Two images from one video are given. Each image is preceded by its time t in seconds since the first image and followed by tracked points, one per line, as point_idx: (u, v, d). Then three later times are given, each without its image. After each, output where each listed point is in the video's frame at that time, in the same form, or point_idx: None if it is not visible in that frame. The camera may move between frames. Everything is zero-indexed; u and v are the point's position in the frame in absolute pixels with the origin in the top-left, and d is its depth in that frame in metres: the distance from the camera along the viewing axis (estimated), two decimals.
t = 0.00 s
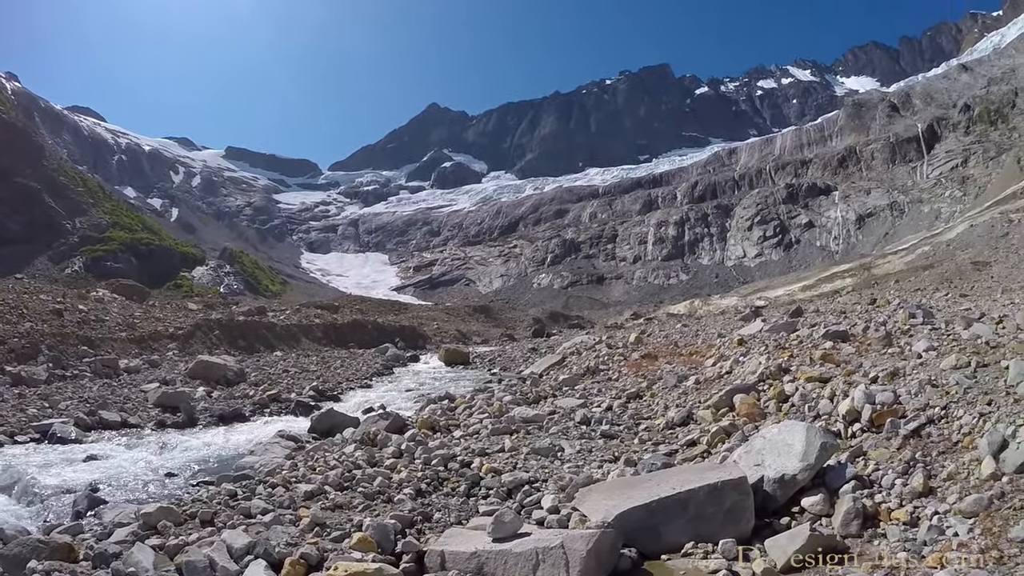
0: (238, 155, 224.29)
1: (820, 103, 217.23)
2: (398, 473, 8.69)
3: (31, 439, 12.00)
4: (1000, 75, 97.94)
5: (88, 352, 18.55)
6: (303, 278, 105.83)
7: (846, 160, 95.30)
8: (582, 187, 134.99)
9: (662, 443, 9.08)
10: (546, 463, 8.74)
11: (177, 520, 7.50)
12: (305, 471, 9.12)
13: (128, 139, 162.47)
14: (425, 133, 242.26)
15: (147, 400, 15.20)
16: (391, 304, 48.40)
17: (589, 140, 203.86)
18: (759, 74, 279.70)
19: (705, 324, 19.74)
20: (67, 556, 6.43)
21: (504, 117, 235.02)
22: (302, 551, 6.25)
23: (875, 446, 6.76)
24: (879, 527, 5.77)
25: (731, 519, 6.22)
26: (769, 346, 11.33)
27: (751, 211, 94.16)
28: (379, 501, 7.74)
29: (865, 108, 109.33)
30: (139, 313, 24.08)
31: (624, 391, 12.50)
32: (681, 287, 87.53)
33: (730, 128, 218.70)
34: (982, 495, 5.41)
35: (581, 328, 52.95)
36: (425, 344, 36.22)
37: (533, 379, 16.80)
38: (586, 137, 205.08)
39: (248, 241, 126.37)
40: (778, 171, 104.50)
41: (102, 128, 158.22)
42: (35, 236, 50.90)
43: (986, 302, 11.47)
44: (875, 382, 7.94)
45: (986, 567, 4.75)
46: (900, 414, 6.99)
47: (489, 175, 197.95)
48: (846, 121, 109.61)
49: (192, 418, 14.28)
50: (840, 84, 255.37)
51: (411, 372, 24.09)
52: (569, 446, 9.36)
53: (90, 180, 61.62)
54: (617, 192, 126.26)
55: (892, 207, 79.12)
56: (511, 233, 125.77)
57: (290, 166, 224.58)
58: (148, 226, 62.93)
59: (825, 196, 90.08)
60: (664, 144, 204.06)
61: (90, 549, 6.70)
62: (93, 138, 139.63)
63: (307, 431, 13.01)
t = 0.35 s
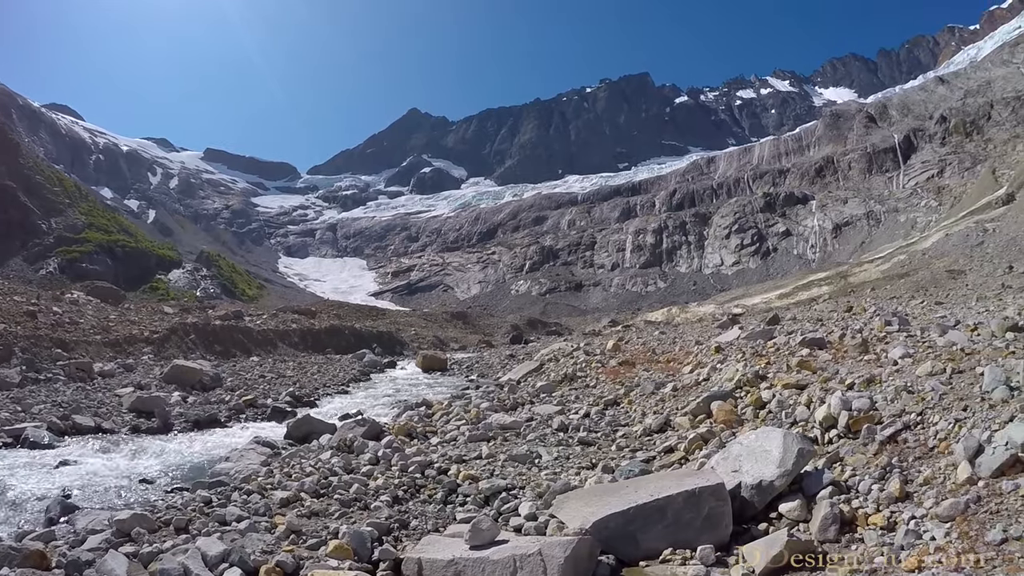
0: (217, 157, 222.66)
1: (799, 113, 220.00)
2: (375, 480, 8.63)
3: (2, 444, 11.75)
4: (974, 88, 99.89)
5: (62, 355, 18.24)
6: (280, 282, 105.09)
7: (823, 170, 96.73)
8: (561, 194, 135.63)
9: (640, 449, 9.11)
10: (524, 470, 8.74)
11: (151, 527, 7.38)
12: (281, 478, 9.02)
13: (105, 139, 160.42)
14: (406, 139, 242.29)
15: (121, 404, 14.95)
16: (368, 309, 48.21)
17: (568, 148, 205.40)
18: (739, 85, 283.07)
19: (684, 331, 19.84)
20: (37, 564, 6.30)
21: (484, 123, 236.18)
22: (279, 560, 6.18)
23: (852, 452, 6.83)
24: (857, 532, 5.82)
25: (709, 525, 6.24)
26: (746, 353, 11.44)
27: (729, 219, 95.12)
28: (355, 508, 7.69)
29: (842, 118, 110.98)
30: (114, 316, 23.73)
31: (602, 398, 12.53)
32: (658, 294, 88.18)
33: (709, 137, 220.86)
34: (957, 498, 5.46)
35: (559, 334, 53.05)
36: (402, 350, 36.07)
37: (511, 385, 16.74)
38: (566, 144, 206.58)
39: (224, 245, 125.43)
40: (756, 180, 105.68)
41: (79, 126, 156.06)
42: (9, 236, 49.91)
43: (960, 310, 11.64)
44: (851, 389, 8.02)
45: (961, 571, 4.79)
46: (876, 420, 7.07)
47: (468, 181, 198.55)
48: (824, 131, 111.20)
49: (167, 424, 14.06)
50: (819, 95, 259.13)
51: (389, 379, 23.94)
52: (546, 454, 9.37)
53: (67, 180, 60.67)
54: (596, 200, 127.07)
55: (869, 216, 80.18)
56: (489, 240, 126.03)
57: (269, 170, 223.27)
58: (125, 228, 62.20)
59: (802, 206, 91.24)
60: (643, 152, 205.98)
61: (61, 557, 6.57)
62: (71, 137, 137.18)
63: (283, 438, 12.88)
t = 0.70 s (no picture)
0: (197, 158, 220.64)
1: (779, 123, 222.54)
2: (353, 486, 8.57)
3: None
4: (951, 100, 101.75)
5: (36, 357, 17.93)
6: (259, 286, 104.21)
7: (802, 179, 97.93)
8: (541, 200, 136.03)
9: (618, 455, 9.14)
10: (502, 476, 8.73)
11: (125, 533, 7.27)
12: (256, 484, 8.92)
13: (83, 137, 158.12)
14: (388, 142, 242.00)
15: (97, 408, 14.68)
16: (347, 314, 47.95)
17: (549, 154, 206.65)
18: (720, 94, 286.06)
19: (663, 337, 19.93)
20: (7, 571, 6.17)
21: (465, 129, 236.76)
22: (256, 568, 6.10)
23: (829, 458, 6.92)
24: (835, 537, 5.86)
25: (688, 530, 6.26)
26: (725, 360, 11.54)
27: (708, 227, 95.97)
28: (332, 515, 7.62)
29: (821, 128, 112.50)
30: (89, 318, 23.39)
31: (581, 404, 12.55)
32: (638, 301, 88.74)
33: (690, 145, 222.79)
34: (936, 502, 5.54)
35: (538, 340, 53.05)
36: (381, 355, 35.87)
37: (490, 392, 16.68)
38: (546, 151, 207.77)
39: (203, 247, 124.21)
40: (735, 188, 106.77)
41: (57, 124, 153.68)
42: None
43: (936, 318, 11.82)
44: (829, 395, 8.11)
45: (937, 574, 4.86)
46: (854, 426, 7.16)
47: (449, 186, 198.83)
48: (803, 140, 112.66)
49: (142, 429, 13.84)
50: (799, 105, 262.53)
51: (367, 384, 23.80)
52: (525, 459, 9.37)
53: (44, 179, 59.58)
54: (576, 206, 127.64)
55: (847, 225, 81.23)
56: (469, 245, 126.09)
57: (250, 171, 221.63)
58: (102, 229, 61.28)
59: (781, 214, 92.30)
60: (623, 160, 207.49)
61: (33, 563, 6.43)
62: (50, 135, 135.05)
63: (260, 443, 12.74)
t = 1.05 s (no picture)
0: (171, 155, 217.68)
1: (754, 132, 225.46)
2: (325, 490, 8.48)
3: None
4: (923, 112, 103.80)
5: (3, 356, 17.54)
6: (232, 287, 103.02)
7: (776, 188, 99.30)
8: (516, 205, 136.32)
9: (591, 460, 9.16)
10: (475, 480, 8.72)
11: (94, 538, 7.12)
12: (228, 488, 8.79)
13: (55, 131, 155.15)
14: (364, 144, 241.01)
15: (65, 410, 14.37)
16: (320, 317, 47.60)
17: (525, 159, 207.78)
18: (698, 103, 289.09)
19: (637, 343, 20.04)
20: None
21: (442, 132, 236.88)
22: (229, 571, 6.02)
23: (801, 462, 7.01)
24: (808, 540, 5.93)
25: (661, 535, 6.30)
26: (698, 366, 11.64)
27: (683, 234, 96.87)
28: (304, 519, 7.54)
29: (796, 138, 114.23)
30: (59, 317, 22.96)
31: (554, 409, 12.57)
32: (611, 306, 89.30)
33: (665, 152, 224.80)
34: (907, 506, 5.63)
35: (512, 345, 53.08)
36: (354, 359, 35.61)
37: (463, 396, 16.63)
38: (523, 156, 208.88)
39: (175, 247, 122.51)
40: (710, 196, 107.95)
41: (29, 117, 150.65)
42: None
43: (906, 326, 12.02)
44: (801, 401, 8.22)
45: None
46: (826, 431, 7.27)
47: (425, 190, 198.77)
48: (778, 150, 114.28)
49: (112, 431, 13.60)
50: (775, 115, 266.20)
51: (339, 388, 23.60)
52: (498, 464, 9.36)
53: (16, 173, 58.42)
54: (552, 212, 128.12)
55: (820, 233, 82.49)
56: (444, 249, 125.93)
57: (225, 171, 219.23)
58: (74, 226, 60.23)
59: (755, 222, 93.50)
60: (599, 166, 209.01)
61: None
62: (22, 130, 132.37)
63: (231, 446, 12.58)
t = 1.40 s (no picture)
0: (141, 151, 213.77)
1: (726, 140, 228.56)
2: (292, 494, 8.37)
3: None
4: (893, 123, 106.11)
5: None
6: (201, 286, 101.50)
7: (747, 195, 100.74)
8: (488, 207, 136.35)
9: (560, 464, 9.17)
10: (444, 484, 8.68)
11: (57, 542, 6.93)
12: (194, 492, 8.61)
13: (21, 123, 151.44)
14: (336, 144, 239.16)
15: (28, 410, 13.99)
16: (290, 318, 47.11)
17: (496, 163, 209.09)
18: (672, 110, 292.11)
19: (607, 348, 20.13)
20: None
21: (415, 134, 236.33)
22: None
23: (769, 466, 7.11)
24: (777, 543, 6.00)
25: (631, 538, 6.34)
26: (667, 370, 11.74)
27: (654, 239, 97.74)
28: (271, 523, 7.44)
29: (767, 147, 116.06)
30: (23, 315, 22.39)
31: (524, 413, 12.58)
32: (582, 310, 89.87)
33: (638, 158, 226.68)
34: (875, 508, 5.74)
35: (482, 349, 53.02)
36: (323, 360, 35.22)
37: (432, 399, 16.53)
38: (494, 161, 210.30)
39: (143, 245, 120.32)
40: (681, 203, 109.13)
41: None
42: None
43: (873, 332, 12.24)
44: (768, 405, 8.35)
45: None
46: (793, 434, 7.39)
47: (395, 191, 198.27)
48: (750, 158, 116.02)
49: (76, 432, 13.28)
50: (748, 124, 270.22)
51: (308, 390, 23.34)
52: (467, 467, 9.34)
53: None
54: (523, 215, 128.40)
55: (790, 240, 83.82)
56: (415, 251, 125.48)
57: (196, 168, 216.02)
58: (41, 221, 58.89)
59: (725, 228, 94.77)
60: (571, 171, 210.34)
61: None
62: None
63: (198, 448, 12.35)
